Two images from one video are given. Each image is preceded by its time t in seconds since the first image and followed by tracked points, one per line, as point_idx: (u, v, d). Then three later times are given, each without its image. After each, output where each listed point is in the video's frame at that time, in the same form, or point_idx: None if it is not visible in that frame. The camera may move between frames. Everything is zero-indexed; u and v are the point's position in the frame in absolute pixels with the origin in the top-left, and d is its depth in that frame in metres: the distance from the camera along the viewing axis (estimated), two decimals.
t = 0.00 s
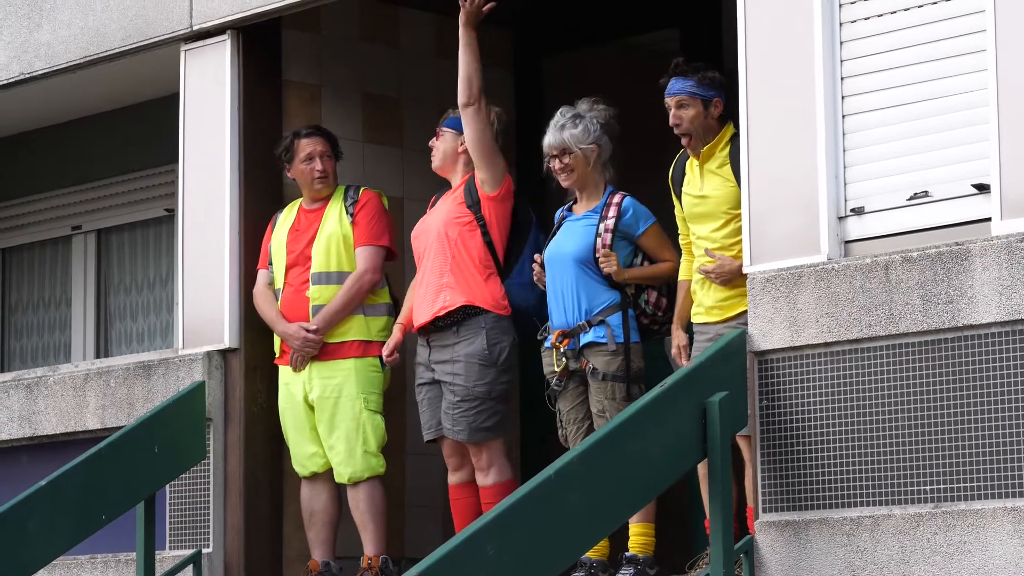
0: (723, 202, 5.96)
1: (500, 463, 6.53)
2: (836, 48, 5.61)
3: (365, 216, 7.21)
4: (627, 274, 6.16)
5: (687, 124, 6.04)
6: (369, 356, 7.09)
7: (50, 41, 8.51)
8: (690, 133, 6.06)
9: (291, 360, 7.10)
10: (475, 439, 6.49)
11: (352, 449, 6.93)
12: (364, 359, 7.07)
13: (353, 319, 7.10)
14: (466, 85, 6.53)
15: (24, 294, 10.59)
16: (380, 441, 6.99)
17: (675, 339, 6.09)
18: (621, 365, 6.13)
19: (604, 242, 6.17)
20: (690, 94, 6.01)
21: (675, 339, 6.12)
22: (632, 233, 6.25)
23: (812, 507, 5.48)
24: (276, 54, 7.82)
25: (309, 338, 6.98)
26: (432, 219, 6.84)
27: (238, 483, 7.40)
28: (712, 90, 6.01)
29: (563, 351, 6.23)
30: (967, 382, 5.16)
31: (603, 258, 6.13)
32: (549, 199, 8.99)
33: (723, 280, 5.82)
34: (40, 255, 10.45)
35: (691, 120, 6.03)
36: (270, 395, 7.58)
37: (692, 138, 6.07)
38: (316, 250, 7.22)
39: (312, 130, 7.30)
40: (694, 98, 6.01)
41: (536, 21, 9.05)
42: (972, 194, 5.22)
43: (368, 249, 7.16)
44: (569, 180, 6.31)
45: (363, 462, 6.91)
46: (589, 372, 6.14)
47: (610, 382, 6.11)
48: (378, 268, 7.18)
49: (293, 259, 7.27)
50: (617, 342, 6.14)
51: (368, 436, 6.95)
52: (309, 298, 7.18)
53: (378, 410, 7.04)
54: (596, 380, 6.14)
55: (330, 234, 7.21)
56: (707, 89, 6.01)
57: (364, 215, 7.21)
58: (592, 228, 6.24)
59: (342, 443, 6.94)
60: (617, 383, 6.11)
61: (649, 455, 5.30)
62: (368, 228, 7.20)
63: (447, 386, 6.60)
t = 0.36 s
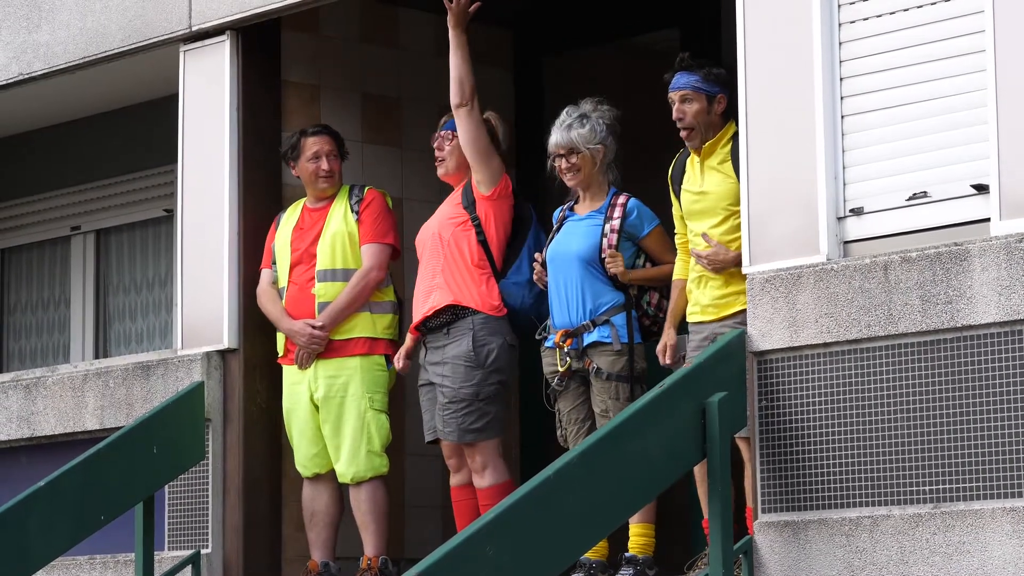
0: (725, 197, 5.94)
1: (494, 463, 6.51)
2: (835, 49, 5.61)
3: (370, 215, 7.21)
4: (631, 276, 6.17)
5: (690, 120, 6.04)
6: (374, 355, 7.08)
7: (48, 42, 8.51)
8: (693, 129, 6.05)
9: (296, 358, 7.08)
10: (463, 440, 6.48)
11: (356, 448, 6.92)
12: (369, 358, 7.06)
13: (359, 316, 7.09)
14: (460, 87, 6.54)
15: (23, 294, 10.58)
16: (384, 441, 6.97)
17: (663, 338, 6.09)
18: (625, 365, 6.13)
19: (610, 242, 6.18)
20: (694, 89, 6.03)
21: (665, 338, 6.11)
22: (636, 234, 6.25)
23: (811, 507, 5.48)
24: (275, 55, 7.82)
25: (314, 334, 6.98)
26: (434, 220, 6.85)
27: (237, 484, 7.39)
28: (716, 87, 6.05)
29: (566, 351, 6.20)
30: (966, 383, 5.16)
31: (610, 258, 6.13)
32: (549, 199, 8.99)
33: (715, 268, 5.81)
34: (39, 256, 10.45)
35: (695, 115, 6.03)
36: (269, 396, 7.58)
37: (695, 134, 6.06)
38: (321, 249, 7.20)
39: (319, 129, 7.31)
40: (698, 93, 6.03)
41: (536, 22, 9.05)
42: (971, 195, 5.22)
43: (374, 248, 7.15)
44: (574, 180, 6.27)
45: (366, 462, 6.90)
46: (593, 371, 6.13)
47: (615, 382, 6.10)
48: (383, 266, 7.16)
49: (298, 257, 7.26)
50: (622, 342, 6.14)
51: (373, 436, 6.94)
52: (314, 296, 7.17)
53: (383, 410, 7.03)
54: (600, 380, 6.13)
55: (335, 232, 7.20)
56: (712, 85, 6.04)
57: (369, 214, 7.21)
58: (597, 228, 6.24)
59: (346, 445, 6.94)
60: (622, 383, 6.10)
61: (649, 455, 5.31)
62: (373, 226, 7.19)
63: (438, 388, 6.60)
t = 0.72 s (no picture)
0: (729, 215, 5.89)
1: (505, 485, 6.49)
2: (838, 67, 5.61)
3: (378, 235, 7.21)
4: (637, 293, 6.18)
5: (697, 137, 5.98)
6: (388, 376, 7.08)
7: (52, 66, 8.53)
8: (698, 147, 5.99)
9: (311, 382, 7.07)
10: (485, 460, 6.44)
11: (369, 470, 6.94)
12: (383, 379, 7.07)
13: (372, 338, 7.10)
14: (478, 109, 6.66)
15: (29, 318, 10.59)
16: (396, 463, 6.99)
17: (664, 359, 6.00)
18: (632, 386, 6.12)
19: (612, 260, 6.17)
20: (703, 106, 5.97)
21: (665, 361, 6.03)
22: (637, 250, 6.23)
23: (819, 527, 5.47)
24: (279, 77, 7.83)
25: (331, 357, 6.96)
26: (445, 241, 6.77)
27: (244, 508, 7.38)
28: (723, 105, 6.01)
29: (573, 373, 6.18)
30: (973, 401, 5.15)
31: (615, 275, 6.14)
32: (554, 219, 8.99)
33: (716, 297, 5.81)
34: (44, 280, 10.46)
35: (702, 133, 5.97)
36: (276, 419, 7.58)
37: (701, 151, 5.99)
38: (332, 270, 7.21)
39: (322, 151, 7.31)
40: (705, 111, 5.98)
41: (539, 42, 9.06)
42: (976, 213, 5.22)
43: (383, 268, 7.15)
44: (579, 202, 6.27)
45: (377, 485, 6.91)
46: (601, 393, 6.11)
47: (623, 403, 6.10)
48: (394, 286, 7.18)
49: (307, 280, 7.24)
50: (629, 362, 6.14)
51: (385, 458, 6.96)
52: (326, 318, 7.16)
53: (395, 432, 7.04)
54: (608, 401, 6.11)
55: (345, 253, 7.21)
56: (720, 104, 6.01)
57: (377, 234, 7.22)
58: (600, 250, 6.23)
59: (359, 467, 6.95)
60: (630, 404, 6.11)
61: (655, 475, 5.34)
62: (381, 246, 7.19)
63: (459, 407, 6.55)
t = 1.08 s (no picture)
0: (726, 229, 5.88)
1: (514, 498, 6.50)
2: (845, 81, 5.63)
3: (382, 250, 7.19)
4: (638, 302, 6.17)
5: (688, 148, 5.98)
6: (396, 393, 7.08)
7: (59, 80, 8.56)
8: (689, 158, 5.98)
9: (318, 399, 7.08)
10: (506, 472, 6.46)
11: (380, 485, 6.93)
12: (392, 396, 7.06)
13: (380, 355, 7.09)
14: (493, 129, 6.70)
15: (35, 332, 10.60)
16: (406, 478, 7.00)
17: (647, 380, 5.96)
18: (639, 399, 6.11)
19: (612, 271, 6.17)
20: (695, 118, 5.99)
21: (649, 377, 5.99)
22: (636, 260, 6.22)
23: (826, 540, 5.47)
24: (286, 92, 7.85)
25: (337, 377, 6.97)
26: (455, 259, 6.73)
27: (251, 522, 7.39)
28: (713, 119, 6.04)
29: (579, 387, 6.20)
30: (979, 415, 5.15)
31: (614, 286, 6.15)
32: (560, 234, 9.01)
33: (717, 309, 5.83)
34: (51, 294, 10.47)
35: (694, 144, 5.98)
36: (283, 432, 7.58)
37: (692, 162, 5.98)
38: (337, 286, 7.20)
39: (325, 165, 7.31)
40: (696, 123, 6.00)
41: (545, 56, 9.08)
42: (983, 226, 5.23)
43: (388, 284, 7.14)
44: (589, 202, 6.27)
45: (387, 498, 6.91)
46: (608, 406, 6.13)
47: (630, 416, 6.10)
48: (399, 302, 7.16)
49: (313, 296, 7.26)
50: (635, 375, 6.13)
51: (396, 473, 6.96)
52: (333, 336, 7.16)
53: (405, 445, 7.05)
54: (614, 414, 6.12)
55: (350, 269, 7.19)
56: (709, 117, 6.03)
57: (382, 249, 7.19)
58: (599, 266, 6.22)
59: (370, 482, 6.94)
60: (637, 418, 6.10)
61: (662, 489, 5.36)
62: (385, 262, 7.17)
63: (478, 419, 6.55)
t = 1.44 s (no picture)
0: (726, 233, 5.86)
1: (522, 499, 6.49)
2: (849, 82, 5.63)
3: (384, 252, 7.17)
4: (645, 302, 6.16)
5: (687, 148, 5.96)
6: (397, 394, 7.07)
7: (64, 81, 8.57)
8: (688, 155, 5.96)
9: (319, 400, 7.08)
10: (512, 473, 6.45)
11: (381, 485, 6.93)
12: (394, 398, 7.05)
13: (382, 357, 7.07)
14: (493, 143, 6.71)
15: (39, 333, 10.60)
16: (408, 478, 6.98)
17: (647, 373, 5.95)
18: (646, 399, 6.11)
19: (620, 271, 6.17)
20: (694, 119, 5.98)
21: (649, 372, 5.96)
22: (643, 261, 6.21)
23: (830, 541, 5.46)
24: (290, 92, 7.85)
25: (337, 380, 6.96)
26: (460, 259, 6.69)
27: (255, 522, 7.39)
28: (710, 120, 6.04)
29: (586, 388, 6.18)
30: (983, 415, 5.14)
31: (621, 288, 6.13)
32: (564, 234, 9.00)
33: (716, 313, 5.81)
34: (55, 295, 10.48)
35: (692, 144, 5.96)
36: (287, 433, 7.58)
37: (692, 162, 5.96)
38: (338, 289, 7.19)
39: (322, 168, 7.27)
40: (694, 123, 5.99)
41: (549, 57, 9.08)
42: (988, 227, 5.22)
43: (389, 286, 7.12)
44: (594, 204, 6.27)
45: (390, 499, 6.91)
46: (613, 407, 6.11)
47: (635, 417, 6.09)
48: (400, 304, 7.13)
49: (315, 298, 7.24)
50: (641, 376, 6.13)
51: (397, 473, 6.95)
52: (335, 339, 7.15)
53: (405, 446, 7.04)
54: (620, 414, 6.11)
55: (351, 271, 7.18)
56: (706, 118, 6.02)
57: (384, 250, 7.18)
58: (606, 267, 6.23)
59: (370, 483, 6.94)
60: (642, 418, 6.10)
61: (668, 490, 5.37)
62: (387, 263, 7.16)
63: (484, 420, 6.55)
